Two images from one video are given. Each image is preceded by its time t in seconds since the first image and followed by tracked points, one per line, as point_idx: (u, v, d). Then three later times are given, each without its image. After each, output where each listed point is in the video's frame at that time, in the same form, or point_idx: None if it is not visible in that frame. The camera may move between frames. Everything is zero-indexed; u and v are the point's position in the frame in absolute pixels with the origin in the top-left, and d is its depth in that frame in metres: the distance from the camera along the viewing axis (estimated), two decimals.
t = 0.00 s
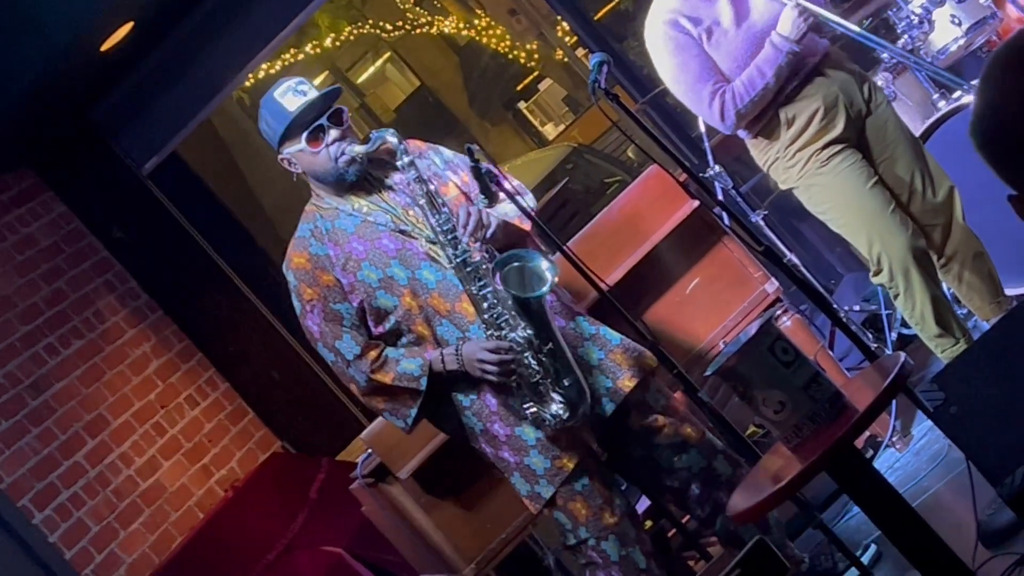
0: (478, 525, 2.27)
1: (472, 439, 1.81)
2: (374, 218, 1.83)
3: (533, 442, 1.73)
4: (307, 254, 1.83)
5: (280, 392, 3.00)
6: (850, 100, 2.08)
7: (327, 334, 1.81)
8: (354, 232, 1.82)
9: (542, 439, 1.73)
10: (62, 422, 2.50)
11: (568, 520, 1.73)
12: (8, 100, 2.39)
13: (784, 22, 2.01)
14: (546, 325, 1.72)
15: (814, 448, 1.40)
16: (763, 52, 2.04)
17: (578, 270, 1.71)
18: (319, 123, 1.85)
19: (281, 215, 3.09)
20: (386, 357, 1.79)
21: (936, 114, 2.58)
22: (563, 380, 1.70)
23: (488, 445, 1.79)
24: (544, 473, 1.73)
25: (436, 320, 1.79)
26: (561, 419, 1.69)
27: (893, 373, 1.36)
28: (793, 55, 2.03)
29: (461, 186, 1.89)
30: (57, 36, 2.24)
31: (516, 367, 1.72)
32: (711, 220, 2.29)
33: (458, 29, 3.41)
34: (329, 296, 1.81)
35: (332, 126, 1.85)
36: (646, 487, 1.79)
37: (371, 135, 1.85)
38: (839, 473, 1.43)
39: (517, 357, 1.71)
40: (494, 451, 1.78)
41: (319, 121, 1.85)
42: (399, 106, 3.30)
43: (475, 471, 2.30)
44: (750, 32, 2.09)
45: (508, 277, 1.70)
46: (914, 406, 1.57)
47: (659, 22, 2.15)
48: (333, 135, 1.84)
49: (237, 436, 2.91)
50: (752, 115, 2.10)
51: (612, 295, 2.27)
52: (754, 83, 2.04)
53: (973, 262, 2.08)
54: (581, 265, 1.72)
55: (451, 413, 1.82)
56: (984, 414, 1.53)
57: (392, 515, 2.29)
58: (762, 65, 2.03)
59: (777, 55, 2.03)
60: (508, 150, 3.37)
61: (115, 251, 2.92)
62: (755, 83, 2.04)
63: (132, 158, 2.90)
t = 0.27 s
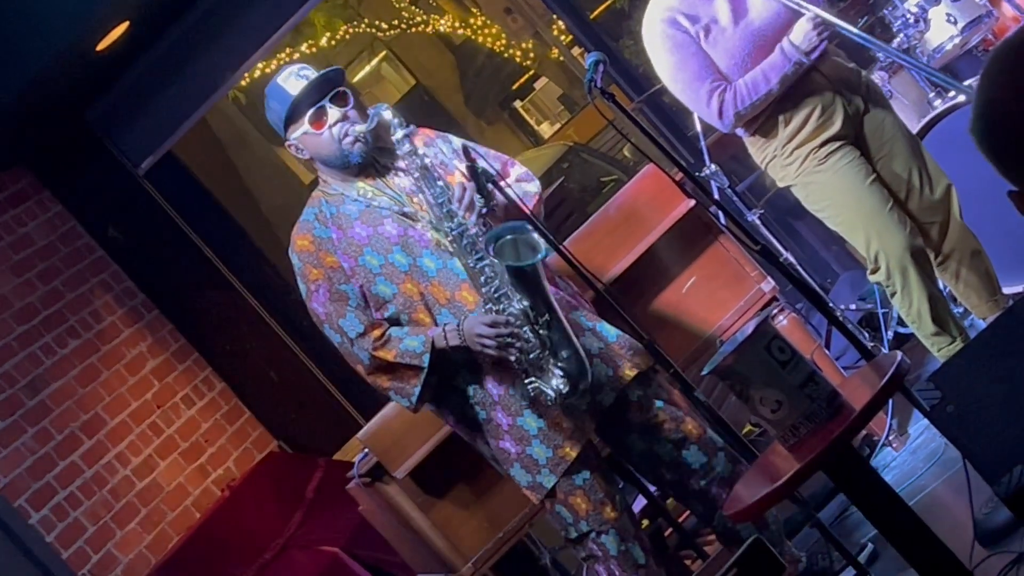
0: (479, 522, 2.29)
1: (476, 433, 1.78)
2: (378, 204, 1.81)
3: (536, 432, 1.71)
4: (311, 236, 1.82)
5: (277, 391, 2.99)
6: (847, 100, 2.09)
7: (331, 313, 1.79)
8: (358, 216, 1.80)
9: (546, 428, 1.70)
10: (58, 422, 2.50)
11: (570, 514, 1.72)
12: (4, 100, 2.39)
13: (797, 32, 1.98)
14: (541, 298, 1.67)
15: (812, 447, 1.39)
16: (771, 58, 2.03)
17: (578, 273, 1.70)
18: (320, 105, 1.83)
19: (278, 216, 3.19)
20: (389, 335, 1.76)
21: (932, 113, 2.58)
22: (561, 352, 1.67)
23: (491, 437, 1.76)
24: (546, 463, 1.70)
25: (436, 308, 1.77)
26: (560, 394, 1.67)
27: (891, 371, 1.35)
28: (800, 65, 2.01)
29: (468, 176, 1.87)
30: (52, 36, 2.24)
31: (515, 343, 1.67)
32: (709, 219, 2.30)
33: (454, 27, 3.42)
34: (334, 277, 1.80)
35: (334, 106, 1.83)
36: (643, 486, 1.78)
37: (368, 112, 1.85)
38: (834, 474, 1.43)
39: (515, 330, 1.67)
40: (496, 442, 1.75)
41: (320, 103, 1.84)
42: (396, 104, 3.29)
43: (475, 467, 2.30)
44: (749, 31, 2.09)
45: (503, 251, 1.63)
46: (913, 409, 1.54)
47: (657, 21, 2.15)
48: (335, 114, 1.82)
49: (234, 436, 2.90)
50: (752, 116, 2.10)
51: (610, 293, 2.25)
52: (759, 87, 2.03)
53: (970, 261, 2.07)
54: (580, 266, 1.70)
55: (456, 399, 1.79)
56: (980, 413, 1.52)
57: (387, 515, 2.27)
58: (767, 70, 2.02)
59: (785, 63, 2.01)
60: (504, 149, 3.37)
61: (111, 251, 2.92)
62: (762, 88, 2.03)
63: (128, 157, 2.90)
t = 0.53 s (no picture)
0: (477, 521, 2.28)
1: (477, 420, 1.78)
2: (374, 195, 1.81)
3: (535, 419, 1.70)
4: (309, 228, 1.82)
5: (273, 391, 3.00)
6: (844, 99, 2.09)
7: (333, 302, 1.79)
8: (354, 208, 1.81)
9: (545, 415, 1.70)
10: (54, 422, 2.50)
11: (566, 512, 1.72)
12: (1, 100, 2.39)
13: (794, 31, 1.98)
14: (535, 272, 1.67)
15: (808, 446, 1.38)
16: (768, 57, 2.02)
17: (574, 270, 1.66)
18: (308, 101, 1.82)
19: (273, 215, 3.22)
20: (391, 320, 1.76)
21: (929, 113, 2.58)
22: (559, 325, 1.67)
23: (491, 426, 1.76)
24: (547, 450, 1.70)
25: (434, 296, 1.77)
26: (563, 366, 1.66)
27: (886, 371, 1.34)
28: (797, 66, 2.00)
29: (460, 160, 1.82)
30: (49, 36, 2.24)
31: (512, 321, 1.63)
32: (705, 218, 2.29)
33: (449, 27, 3.43)
34: (334, 267, 1.80)
35: (322, 101, 1.82)
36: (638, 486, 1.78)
37: (350, 102, 1.82)
38: (832, 473, 1.40)
39: (512, 307, 1.63)
40: (497, 431, 1.75)
41: (308, 99, 1.83)
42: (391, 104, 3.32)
43: (473, 466, 2.30)
44: (745, 31, 2.09)
45: (491, 228, 1.55)
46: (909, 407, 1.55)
47: (654, 21, 2.14)
48: (324, 109, 1.81)
49: (230, 436, 2.90)
50: (750, 115, 2.10)
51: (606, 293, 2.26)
52: (756, 86, 2.03)
53: (966, 260, 2.07)
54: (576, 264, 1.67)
55: (460, 390, 1.79)
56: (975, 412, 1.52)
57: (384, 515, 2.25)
58: (764, 70, 2.01)
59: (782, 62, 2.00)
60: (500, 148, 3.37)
61: (107, 251, 2.91)
62: (758, 87, 2.02)
63: (124, 157, 2.92)
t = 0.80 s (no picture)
0: (473, 522, 2.28)
1: (472, 416, 1.78)
2: (366, 193, 1.82)
3: (534, 412, 1.70)
4: (301, 229, 1.83)
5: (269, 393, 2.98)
6: (839, 98, 2.08)
7: (327, 302, 1.79)
8: (346, 206, 1.81)
9: (543, 407, 1.69)
10: (50, 424, 2.50)
11: (563, 512, 1.70)
12: None
13: (781, 27, 2.00)
14: (531, 266, 1.67)
15: (804, 447, 1.38)
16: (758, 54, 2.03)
17: (569, 272, 1.63)
18: (299, 103, 1.84)
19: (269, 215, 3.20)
20: (386, 318, 1.75)
21: (925, 113, 2.56)
22: (554, 318, 1.64)
23: (488, 421, 1.76)
24: (547, 442, 1.69)
25: (428, 293, 1.76)
26: (559, 358, 1.63)
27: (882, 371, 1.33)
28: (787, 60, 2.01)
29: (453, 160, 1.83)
30: (44, 38, 2.24)
31: (507, 315, 1.63)
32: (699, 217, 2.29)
33: (446, 28, 3.42)
34: (327, 266, 1.80)
35: (312, 102, 1.83)
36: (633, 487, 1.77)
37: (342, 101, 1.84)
38: (827, 475, 1.39)
39: (506, 302, 1.62)
40: (494, 426, 1.75)
41: (299, 100, 1.84)
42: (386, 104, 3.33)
43: (469, 469, 2.30)
44: (741, 31, 2.09)
45: (485, 223, 1.58)
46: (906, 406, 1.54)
47: (649, 20, 2.14)
48: (314, 110, 1.82)
49: (226, 437, 2.90)
50: (743, 115, 2.09)
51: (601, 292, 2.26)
52: (746, 85, 2.03)
53: (962, 260, 2.07)
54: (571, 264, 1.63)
55: (455, 389, 1.80)
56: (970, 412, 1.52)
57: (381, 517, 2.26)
58: (755, 68, 2.02)
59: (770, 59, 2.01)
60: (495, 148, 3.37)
61: (103, 252, 2.91)
62: (747, 85, 2.03)
63: (119, 156, 2.91)
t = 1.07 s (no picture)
0: (471, 522, 2.29)
1: (469, 420, 1.77)
2: (363, 199, 1.81)
3: (534, 415, 1.70)
4: (299, 236, 1.82)
5: (265, 393, 2.99)
6: (835, 98, 2.07)
7: (326, 309, 1.79)
8: (344, 212, 1.81)
9: (543, 410, 1.70)
10: (47, 424, 2.49)
11: (560, 512, 1.71)
12: None
13: (759, 14, 2.03)
14: (530, 271, 1.68)
15: (800, 446, 1.37)
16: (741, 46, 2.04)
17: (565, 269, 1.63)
18: (294, 107, 1.81)
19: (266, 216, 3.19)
20: (385, 325, 1.76)
21: (918, 113, 2.59)
22: (554, 321, 1.67)
23: (486, 425, 1.75)
24: (546, 446, 1.69)
25: (427, 297, 1.76)
26: (559, 363, 1.65)
27: (879, 370, 1.32)
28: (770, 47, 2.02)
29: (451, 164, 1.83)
30: (40, 39, 2.24)
31: (507, 320, 1.65)
32: (696, 219, 2.30)
33: (442, 28, 3.41)
34: (325, 274, 1.80)
35: (309, 107, 1.80)
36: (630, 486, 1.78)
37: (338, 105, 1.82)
38: (823, 475, 1.40)
39: (506, 306, 1.63)
40: (492, 430, 1.75)
41: (295, 105, 1.81)
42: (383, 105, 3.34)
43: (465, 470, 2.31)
44: (735, 30, 2.09)
45: (484, 227, 1.57)
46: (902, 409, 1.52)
47: (646, 21, 2.15)
48: (311, 116, 1.79)
49: (223, 438, 2.89)
50: (738, 111, 2.09)
51: (598, 295, 2.26)
52: (733, 76, 2.03)
53: (958, 261, 2.07)
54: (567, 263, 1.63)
55: (452, 392, 1.80)
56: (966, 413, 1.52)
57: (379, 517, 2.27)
58: (740, 59, 2.03)
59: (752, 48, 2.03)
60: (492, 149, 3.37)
61: (99, 253, 2.90)
62: (733, 75, 2.03)
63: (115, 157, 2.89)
